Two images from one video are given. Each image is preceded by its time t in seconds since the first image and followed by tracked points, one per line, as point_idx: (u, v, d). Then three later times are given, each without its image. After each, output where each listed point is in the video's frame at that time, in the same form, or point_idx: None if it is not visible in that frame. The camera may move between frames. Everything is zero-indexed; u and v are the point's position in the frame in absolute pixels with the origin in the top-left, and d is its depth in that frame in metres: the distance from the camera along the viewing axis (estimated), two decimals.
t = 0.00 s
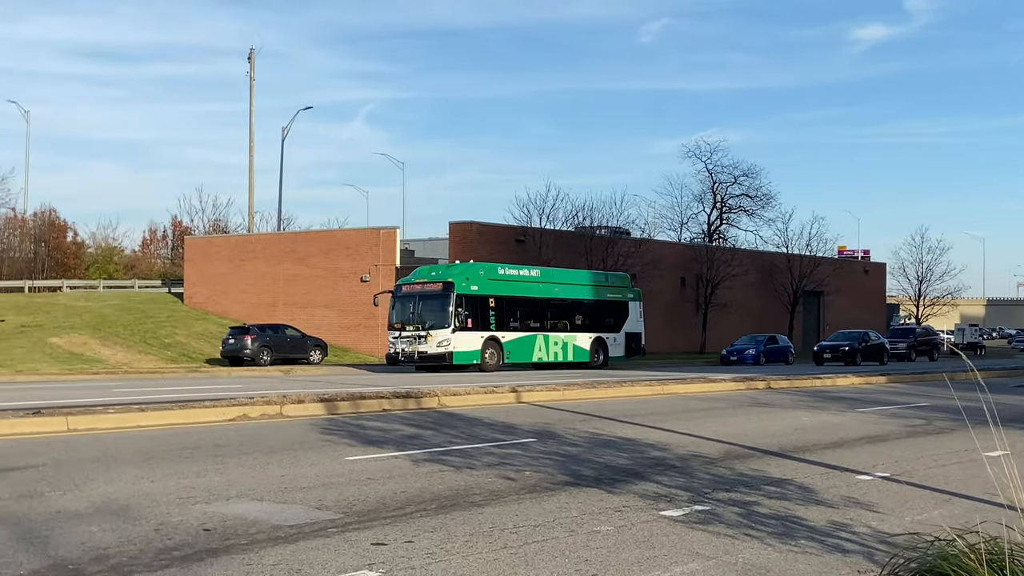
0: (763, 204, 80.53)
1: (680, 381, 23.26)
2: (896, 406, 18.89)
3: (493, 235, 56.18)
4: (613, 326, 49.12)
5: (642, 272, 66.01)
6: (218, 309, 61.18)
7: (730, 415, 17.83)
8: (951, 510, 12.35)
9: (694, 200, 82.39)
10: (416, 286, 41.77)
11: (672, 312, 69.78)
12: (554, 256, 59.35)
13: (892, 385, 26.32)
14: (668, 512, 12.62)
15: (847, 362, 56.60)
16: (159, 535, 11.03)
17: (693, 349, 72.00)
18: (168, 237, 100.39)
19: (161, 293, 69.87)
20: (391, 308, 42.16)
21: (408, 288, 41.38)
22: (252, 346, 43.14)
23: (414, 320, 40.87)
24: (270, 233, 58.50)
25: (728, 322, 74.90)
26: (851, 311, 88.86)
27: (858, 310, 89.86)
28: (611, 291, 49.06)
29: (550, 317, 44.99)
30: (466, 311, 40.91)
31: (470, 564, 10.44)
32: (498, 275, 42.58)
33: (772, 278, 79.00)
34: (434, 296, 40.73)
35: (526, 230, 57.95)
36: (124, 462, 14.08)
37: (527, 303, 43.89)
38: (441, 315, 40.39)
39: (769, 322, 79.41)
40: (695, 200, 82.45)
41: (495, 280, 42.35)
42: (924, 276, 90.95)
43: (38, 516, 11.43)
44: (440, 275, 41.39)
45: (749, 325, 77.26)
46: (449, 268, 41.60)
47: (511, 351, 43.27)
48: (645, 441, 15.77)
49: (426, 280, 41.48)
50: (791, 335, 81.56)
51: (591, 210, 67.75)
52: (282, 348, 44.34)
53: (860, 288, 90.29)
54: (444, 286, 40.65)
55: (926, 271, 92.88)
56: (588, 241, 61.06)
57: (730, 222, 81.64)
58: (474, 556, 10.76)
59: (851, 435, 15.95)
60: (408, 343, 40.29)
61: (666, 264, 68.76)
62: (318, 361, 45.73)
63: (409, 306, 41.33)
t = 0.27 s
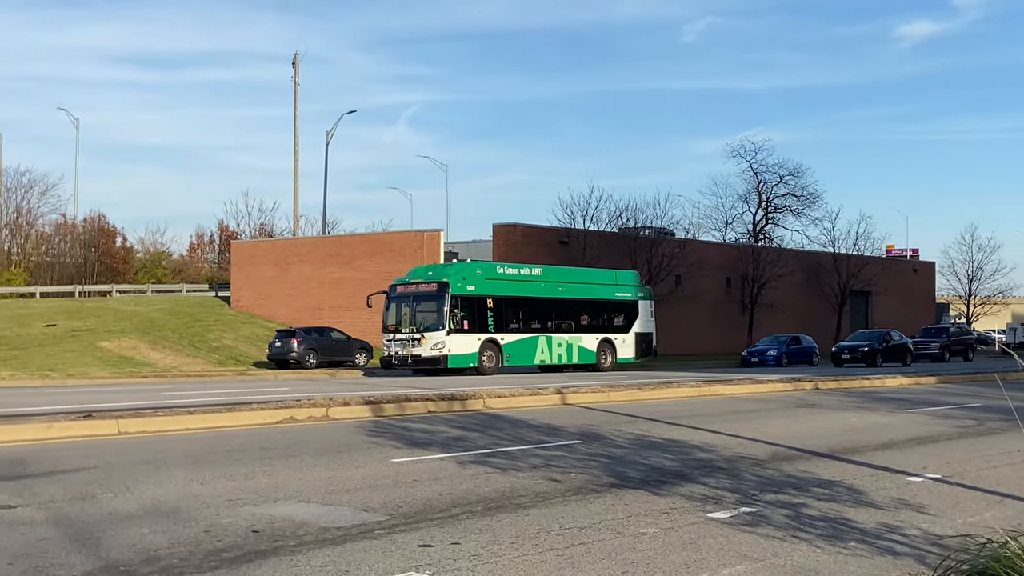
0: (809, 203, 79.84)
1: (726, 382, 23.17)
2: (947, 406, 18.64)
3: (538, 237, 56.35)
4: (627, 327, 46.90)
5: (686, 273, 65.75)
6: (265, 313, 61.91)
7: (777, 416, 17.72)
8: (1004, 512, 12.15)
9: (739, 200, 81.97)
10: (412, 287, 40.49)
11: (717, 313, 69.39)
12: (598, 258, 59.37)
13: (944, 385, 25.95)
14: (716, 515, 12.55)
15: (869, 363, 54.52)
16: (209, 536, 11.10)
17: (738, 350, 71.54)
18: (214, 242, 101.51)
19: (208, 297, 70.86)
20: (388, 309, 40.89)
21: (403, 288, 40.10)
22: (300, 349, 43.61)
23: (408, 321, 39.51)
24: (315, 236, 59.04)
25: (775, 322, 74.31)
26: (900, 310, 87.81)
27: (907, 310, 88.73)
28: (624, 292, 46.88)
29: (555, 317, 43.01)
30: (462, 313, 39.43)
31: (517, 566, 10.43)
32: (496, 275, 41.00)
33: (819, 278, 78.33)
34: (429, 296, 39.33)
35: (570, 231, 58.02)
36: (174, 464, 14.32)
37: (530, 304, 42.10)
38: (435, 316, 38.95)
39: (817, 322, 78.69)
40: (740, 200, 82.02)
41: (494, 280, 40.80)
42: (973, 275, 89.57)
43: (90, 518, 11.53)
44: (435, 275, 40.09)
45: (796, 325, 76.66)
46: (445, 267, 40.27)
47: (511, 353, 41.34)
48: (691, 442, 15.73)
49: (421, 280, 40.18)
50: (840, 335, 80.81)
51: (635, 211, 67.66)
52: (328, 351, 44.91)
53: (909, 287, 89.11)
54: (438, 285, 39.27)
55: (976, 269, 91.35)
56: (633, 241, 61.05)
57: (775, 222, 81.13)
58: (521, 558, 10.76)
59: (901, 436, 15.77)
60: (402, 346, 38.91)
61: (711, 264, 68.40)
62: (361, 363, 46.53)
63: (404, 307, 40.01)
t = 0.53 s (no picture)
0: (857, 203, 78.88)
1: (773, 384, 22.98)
2: (1000, 407, 18.35)
3: (583, 239, 56.29)
4: (635, 327, 45.52)
5: (733, 274, 65.18)
6: (312, 318, 62.76)
7: (825, 418, 17.57)
8: None
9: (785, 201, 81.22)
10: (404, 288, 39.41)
11: (765, 314, 68.72)
12: (644, 260, 59.18)
13: (996, 386, 25.51)
14: (764, 517, 12.50)
15: (888, 365, 53.23)
16: (257, 541, 11.32)
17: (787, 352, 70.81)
18: (261, 248, 102.82)
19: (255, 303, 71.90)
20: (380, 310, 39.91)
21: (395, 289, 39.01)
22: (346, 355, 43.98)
23: (399, 324, 38.48)
24: (360, 241, 59.61)
25: (823, 323, 73.44)
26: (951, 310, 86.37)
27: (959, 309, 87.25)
28: (630, 291, 45.50)
29: (558, 318, 41.81)
30: (455, 316, 38.24)
31: (563, 570, 10.48)
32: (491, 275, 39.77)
33: (868, 278, 77.28)
34: (420, 299, 38.22)
35: (615, 234, 57.90)
36: (224, 469, 14.63)
37: (528, 305, 40.83)
38: (427, 320, 37.86)
39: (866, 323, 77.66)
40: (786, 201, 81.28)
41: (490, 281, 39.56)
42: None
43: (141, 522, 11.82)
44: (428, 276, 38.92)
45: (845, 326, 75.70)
46: (438, 268, 39.10)
47: (510, 358, 40.12)
48: (737, 445, 15.65)
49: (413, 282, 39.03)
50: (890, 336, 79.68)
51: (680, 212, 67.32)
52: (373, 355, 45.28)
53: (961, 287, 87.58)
54: (430, 287, 38.13)
55: None
56: (678, 243, 60.85)
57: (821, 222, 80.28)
58: (567, 562, 10.83)
59: (952, 437, 15.56)
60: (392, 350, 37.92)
61: (758, 265, 67.77)
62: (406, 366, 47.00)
63: (396, 309, 38.95)
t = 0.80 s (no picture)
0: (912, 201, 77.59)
1: (826, 385, 22.72)
2: None
3: (632, 241, 56.10)
4: (643, 329, 44.97)
5: (785, 275, 64.45)
6: (364, 324, 63.47)
7: (879, 419, 17.38)
8: None
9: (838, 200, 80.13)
10: (398, 291, 39.23)
11: (818, 315, 67.82)
12: (694, 261, 58.83)
13: None
14: (818, 519, 12.44)
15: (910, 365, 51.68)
16: (312, 544, 11.59)
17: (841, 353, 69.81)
18: (313, 254, 103.88)
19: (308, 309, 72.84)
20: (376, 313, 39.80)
21: (389, 293, 38.93)
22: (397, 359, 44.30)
23: (393, 328, 38.33)
24: (410, 247, 60.11)
25: (878, 324, 72.25)
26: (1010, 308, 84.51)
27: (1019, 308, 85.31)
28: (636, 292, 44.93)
29: (560, 321, 41.37)
30: (450, 319, 37.95)
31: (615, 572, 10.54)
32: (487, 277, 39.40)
33: (923, 277, 75.89)
34: (413, 302, 38.02)
35: (666, 236, 57.67)
36: (279, 474, 14.96)
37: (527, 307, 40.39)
38: (420, 324, 37.66)
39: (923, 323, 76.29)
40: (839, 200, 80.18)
41: (485, 283, 39.20)
42: None
43: (198, 527, 12.16)
44: (421, 279, 38.67)
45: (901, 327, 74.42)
46: (432, 270, 38.83)
47: (509, 363, 39.75)
48: (790, 447, 15.56)
49: (408, 284, 38.83)
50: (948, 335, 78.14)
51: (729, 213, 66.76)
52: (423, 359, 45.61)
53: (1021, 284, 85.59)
54: (423, 289, 37.88)
55: None
56: (729, 244, 60.43)
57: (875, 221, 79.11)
58: (619, 564, 10.90)
59: (1012, 437, 15.31)
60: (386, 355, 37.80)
61: (811, 265, 66.95)
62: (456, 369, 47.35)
63: (390, 313, 38.83)
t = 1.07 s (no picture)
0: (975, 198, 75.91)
1: (888, 386, 22.38)
2: None
3: (688, 243, 55.76)
4: (653, 332, 44.61)
5: (844, 275, 63.49)
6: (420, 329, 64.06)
7: (943, 420, 17.10)
8: None
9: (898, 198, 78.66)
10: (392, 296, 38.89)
11: (879, 316, 66.63)
12: (750, 263, 58.27)
13: None
14: (880, 522, 12.31)
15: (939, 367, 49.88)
16: (369, 549, 11.83)
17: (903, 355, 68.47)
18: (369, 260, 104.99)
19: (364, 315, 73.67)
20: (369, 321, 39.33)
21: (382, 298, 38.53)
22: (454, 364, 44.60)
23: (386, 334, 37.81)
24: (466, 252, 60.51)
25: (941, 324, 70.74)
26: None
27: None
28: (646, 294, 44.57)
29: (566, 325, 41.15)
30: (447, 323, 37.64)
31: None
32: (485, 280, 39.21)
33: (987, 276, 74.16)
34: (407, 307, 37.63)
35: (722, 237, 57.29)
36: (338, 480, 15.27)
37: (528, 310, 40.16)
38: (413, 329, 37.20)
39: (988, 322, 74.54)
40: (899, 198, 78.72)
41: (484, 286, 39.03)
42: None
43: (257, 533, 12.50)
44: (417, 283, 38.51)
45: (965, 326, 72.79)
46: (427, 273, 38.64)
47: (509, 369, 39.35)
48: (850, 449, 15.41)
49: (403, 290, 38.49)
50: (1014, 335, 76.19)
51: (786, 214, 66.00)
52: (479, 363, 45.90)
53: None
54: (418, 293, 37.60)
55: None
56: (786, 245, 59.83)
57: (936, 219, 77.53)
58: (676, 569, 10.93)
59: None
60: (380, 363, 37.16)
61: (870, 265, 65.86)
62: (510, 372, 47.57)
63: (384, 319, 38.34)
